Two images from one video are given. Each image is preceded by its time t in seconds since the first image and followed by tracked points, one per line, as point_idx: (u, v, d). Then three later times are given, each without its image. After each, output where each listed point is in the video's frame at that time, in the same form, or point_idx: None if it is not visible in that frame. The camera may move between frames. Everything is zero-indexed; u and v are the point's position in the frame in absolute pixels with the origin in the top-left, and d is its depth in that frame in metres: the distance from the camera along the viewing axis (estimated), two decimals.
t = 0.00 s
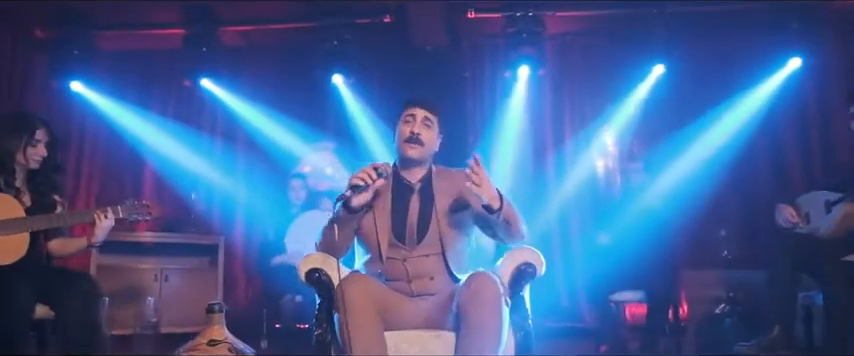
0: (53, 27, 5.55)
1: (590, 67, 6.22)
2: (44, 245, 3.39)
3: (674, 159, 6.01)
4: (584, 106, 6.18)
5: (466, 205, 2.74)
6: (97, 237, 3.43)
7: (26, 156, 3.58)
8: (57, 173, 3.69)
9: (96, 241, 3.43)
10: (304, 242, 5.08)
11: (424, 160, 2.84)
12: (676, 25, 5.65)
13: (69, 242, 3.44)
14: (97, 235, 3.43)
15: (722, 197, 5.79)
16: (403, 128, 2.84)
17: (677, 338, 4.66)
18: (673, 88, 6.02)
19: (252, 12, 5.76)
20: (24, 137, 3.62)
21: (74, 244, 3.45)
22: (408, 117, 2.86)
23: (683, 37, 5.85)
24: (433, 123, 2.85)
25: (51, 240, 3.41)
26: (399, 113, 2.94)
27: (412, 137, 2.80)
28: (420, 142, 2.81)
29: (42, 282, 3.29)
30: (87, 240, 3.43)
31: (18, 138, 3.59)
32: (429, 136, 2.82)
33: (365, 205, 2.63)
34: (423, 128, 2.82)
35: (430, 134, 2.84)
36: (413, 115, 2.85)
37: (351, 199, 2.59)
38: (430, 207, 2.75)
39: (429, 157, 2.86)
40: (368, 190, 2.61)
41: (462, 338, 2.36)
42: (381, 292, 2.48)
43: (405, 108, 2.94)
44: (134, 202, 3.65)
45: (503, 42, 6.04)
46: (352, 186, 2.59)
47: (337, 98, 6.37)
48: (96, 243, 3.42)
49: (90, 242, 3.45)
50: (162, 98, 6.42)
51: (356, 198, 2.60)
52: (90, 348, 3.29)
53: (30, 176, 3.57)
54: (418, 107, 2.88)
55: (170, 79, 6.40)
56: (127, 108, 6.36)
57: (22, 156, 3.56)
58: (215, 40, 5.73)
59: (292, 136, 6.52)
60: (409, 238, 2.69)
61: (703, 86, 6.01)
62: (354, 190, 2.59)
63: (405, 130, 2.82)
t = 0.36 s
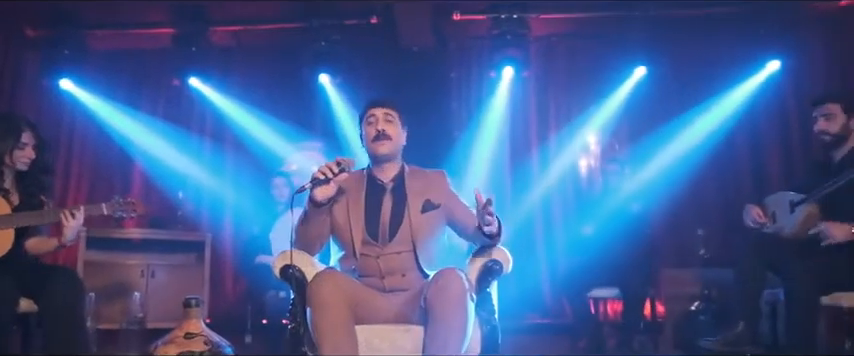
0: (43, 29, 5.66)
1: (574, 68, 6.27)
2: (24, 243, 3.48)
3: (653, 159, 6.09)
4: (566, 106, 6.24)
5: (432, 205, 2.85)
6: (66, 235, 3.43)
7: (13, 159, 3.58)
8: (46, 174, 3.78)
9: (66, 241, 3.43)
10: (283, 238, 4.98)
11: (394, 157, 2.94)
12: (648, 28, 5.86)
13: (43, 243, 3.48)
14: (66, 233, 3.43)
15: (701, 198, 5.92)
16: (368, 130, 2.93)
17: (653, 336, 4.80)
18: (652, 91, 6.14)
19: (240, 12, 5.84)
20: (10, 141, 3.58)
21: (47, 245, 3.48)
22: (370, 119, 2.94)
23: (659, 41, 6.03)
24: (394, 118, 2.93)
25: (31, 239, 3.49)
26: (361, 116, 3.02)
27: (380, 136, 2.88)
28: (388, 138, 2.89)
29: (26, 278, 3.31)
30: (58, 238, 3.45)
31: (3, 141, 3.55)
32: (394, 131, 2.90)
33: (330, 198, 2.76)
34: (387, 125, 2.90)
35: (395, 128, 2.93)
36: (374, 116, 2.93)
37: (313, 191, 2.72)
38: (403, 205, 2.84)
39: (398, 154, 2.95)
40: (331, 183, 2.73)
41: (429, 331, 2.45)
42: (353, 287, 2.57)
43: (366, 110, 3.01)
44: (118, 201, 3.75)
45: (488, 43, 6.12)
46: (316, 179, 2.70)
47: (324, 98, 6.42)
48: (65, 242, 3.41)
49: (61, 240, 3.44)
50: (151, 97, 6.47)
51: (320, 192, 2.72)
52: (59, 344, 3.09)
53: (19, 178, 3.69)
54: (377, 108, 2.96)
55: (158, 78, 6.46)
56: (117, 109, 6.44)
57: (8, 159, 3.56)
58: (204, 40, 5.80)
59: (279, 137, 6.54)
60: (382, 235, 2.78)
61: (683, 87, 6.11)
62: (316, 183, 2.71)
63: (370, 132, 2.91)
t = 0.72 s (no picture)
0: (33, 25, 5.64)
1: (562, 69, 6.33)
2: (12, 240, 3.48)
3: (639, 159, 6.18)
4: (554, 107, 6.31)
5: (418, 201, 2.90)
6: (58, 234, 3.46)
7: (7, 156, 3.62)
8: (37, 170, 3.79)
9: (58, 239, 3.46)
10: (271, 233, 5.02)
11: (375, 154, 2.97)
12: (640, 29, 5.90)
13: (32, 240, 3.47)
14: (58, 231, 3.47)
15: (687, 198, 6.02)
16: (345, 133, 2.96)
17: (638, 334, 4.90)
18: (639, 92, 6.22)
19: (232, 10, 5.87)
20: (4, 138, 3.61)
21: (36, 241, 3.46)
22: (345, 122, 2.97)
23: (647, 41, 6.10)
24: (367, 118, 2.94)
25: (21, 235, 3.50)
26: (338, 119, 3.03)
27: (354, 138, 2.92)
28: (363, 138, 2.91)
29: (16, 275, 3.30)
30: (50, 236, 3.46)
31: None
32: (370, 131, 2.92)
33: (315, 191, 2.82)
34: (361, 126, 2.92)
35: (371, 128, 2.94)
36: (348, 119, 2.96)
37: (298, 180, 2.79)
38: (389, 202, 2.89)
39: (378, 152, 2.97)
40: (317, 173, 2.80)
41: (416, 326, 2.51)
42: (341, 283, 2.62)
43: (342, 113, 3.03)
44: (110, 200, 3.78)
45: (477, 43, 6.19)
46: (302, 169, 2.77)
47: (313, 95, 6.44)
48: (56, 240, 3.43)
49: (53, 238, 3.46)
50: (141, 94, 6.47)
51: (306, 184, 2.79)
52: (54, 344, 3.12)
53: (11, 173, 3.69)
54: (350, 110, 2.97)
55: (147, 75, 6.47)
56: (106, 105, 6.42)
57: (2, 156, 3.59)
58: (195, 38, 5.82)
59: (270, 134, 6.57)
60: (370, 232, 2.83)
61: (669, 88, 6.18)
62: (301, 173, 2.78)
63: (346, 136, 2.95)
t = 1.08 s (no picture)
0: (26, 19, 5.61)
1: (559, 67, 6.33)
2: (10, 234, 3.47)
3: (635, 158, 6.21)
4: (551, 105, 6.32)
5: (421, 198, 2.89)
6: (57, 228, 3.42)
7: (8, 151, 3.57)
8: (39, 167, 3.78)
9: (58, 233, 3.42)
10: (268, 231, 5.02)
11: (373, 153, 2.92)
12: (637, 29, 5.93)
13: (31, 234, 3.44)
14: (58, 225, 3.43)
15: (681, 196, 6.07)
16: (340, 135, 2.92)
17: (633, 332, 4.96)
18: (636, 91, 6.25)
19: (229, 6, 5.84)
20: (5, 133, 3.55)
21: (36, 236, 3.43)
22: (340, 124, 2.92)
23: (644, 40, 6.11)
24: (359, 120, 2.87)
25: (19, 230, 3.48)
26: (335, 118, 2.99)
27: (347, 142, 2.88)
28: (356, 142, 2.87)
29: (17, 273, 3.27)
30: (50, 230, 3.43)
31: None
32: (363, 134, 2.87)
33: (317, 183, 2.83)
34: (353, 129, 2.86)
35: (365, 130, 2.87)
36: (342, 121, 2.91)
37: (299, 172, 2.80)
38: (392, 199, 2.89)
39: (375, 152, 2.92)
40: (319, 164, 2.80)
41: (421, 323, 2.51)
42: (345, 280, 2.62)
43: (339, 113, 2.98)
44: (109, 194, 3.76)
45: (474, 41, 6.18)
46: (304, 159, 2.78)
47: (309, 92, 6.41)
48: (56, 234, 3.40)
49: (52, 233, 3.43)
50: (135, 89, 6.41)
51: (308, 177, 2.80)
52: (54, 342, 3.09)
53: (11, 169, 3.67)
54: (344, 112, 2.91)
55: (142, 71, 6.41)
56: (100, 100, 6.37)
57: (4, 151, 3.54)
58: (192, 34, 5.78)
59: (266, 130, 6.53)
60: (373, 229, 2.83)
61: (665, 87, 6.21)
62: (303, 163, 2.79)
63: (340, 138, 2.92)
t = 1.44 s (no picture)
0: (14, 11, 5.48)
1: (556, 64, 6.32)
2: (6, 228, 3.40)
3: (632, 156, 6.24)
4: (548, 103, 6.32)
5: (430, 196, 2.86)
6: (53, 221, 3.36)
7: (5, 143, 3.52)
8: (33, 160, 3.71)
9: (54, 227, 3.36)
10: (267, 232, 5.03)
11: (377, 153, 2.88)
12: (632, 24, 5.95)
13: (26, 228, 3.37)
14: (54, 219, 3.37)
15: (676, 192, 6.10)
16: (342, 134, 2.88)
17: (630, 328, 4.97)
18: (633, 89, 6.26)
19: None
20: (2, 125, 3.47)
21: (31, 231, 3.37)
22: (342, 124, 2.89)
23: (640, 37, 6.12)
24: (362, 119, 2.83)
25: (13, 225, 3.41)
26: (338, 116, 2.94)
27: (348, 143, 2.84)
28: (358, 141, 2.83)
29: (15, 269, 3.24)
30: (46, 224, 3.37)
31: None
32: (366, 133, 2.83)
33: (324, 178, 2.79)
34: (355, 128, 2.83)
35: (367, 130, 2.83)
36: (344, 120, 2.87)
37: (307, 165, 2.76)
38: (399, 197, 2.86)
39: (378, 152, 2.89)
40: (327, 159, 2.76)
41: (432, 322, 2.49)
42: (355, 278, 2.59)
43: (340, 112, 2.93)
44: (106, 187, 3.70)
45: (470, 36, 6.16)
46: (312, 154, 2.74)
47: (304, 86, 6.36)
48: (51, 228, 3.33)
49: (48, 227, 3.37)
50: (126, 83, 6.31)
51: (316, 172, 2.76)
52: (52, 336, 3.03)
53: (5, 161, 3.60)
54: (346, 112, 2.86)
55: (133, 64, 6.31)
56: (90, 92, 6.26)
57: None
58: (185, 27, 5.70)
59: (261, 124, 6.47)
60: (382, 227, 2.80)
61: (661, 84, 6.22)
62: (312, 156, 2.75)
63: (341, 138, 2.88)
